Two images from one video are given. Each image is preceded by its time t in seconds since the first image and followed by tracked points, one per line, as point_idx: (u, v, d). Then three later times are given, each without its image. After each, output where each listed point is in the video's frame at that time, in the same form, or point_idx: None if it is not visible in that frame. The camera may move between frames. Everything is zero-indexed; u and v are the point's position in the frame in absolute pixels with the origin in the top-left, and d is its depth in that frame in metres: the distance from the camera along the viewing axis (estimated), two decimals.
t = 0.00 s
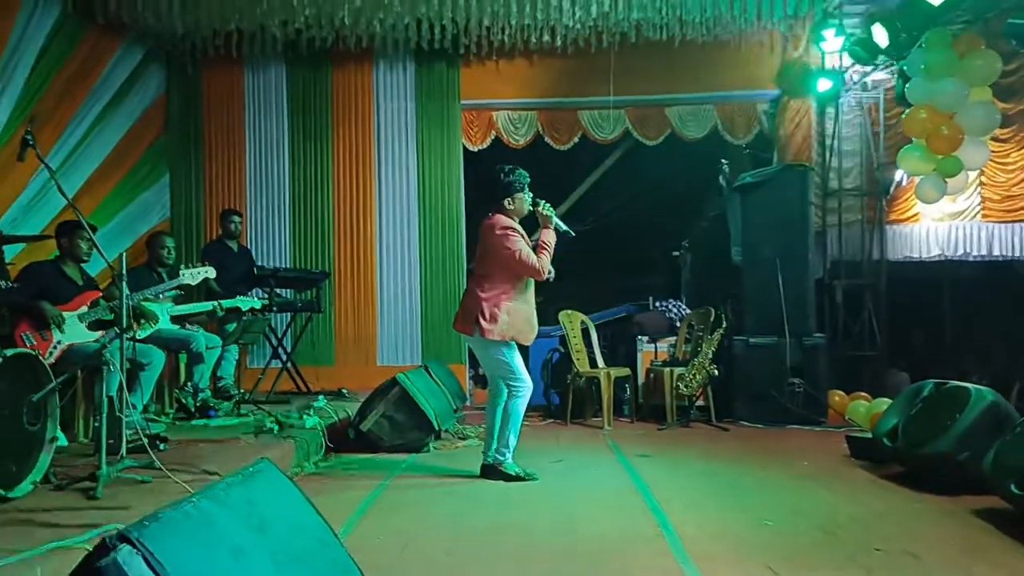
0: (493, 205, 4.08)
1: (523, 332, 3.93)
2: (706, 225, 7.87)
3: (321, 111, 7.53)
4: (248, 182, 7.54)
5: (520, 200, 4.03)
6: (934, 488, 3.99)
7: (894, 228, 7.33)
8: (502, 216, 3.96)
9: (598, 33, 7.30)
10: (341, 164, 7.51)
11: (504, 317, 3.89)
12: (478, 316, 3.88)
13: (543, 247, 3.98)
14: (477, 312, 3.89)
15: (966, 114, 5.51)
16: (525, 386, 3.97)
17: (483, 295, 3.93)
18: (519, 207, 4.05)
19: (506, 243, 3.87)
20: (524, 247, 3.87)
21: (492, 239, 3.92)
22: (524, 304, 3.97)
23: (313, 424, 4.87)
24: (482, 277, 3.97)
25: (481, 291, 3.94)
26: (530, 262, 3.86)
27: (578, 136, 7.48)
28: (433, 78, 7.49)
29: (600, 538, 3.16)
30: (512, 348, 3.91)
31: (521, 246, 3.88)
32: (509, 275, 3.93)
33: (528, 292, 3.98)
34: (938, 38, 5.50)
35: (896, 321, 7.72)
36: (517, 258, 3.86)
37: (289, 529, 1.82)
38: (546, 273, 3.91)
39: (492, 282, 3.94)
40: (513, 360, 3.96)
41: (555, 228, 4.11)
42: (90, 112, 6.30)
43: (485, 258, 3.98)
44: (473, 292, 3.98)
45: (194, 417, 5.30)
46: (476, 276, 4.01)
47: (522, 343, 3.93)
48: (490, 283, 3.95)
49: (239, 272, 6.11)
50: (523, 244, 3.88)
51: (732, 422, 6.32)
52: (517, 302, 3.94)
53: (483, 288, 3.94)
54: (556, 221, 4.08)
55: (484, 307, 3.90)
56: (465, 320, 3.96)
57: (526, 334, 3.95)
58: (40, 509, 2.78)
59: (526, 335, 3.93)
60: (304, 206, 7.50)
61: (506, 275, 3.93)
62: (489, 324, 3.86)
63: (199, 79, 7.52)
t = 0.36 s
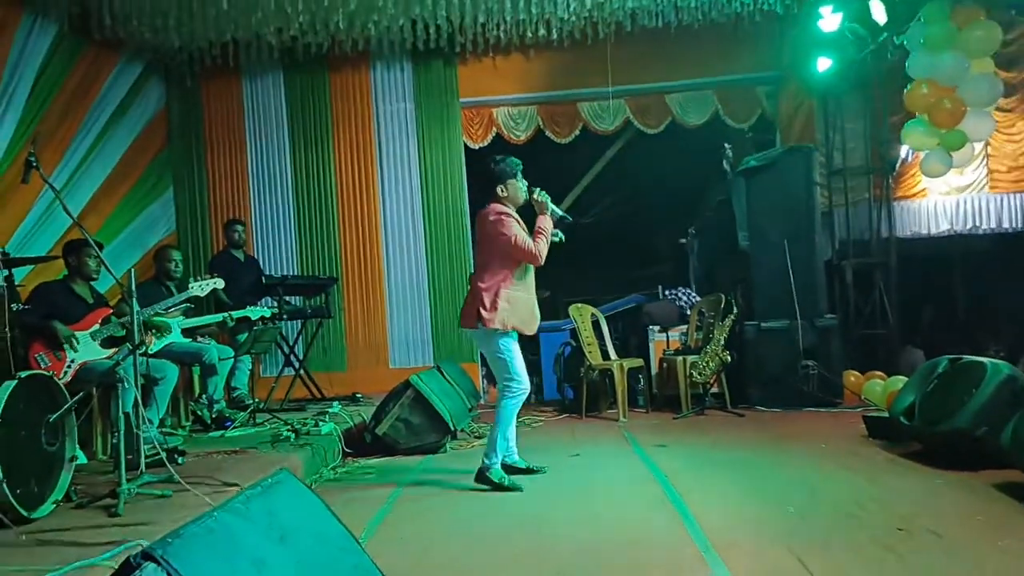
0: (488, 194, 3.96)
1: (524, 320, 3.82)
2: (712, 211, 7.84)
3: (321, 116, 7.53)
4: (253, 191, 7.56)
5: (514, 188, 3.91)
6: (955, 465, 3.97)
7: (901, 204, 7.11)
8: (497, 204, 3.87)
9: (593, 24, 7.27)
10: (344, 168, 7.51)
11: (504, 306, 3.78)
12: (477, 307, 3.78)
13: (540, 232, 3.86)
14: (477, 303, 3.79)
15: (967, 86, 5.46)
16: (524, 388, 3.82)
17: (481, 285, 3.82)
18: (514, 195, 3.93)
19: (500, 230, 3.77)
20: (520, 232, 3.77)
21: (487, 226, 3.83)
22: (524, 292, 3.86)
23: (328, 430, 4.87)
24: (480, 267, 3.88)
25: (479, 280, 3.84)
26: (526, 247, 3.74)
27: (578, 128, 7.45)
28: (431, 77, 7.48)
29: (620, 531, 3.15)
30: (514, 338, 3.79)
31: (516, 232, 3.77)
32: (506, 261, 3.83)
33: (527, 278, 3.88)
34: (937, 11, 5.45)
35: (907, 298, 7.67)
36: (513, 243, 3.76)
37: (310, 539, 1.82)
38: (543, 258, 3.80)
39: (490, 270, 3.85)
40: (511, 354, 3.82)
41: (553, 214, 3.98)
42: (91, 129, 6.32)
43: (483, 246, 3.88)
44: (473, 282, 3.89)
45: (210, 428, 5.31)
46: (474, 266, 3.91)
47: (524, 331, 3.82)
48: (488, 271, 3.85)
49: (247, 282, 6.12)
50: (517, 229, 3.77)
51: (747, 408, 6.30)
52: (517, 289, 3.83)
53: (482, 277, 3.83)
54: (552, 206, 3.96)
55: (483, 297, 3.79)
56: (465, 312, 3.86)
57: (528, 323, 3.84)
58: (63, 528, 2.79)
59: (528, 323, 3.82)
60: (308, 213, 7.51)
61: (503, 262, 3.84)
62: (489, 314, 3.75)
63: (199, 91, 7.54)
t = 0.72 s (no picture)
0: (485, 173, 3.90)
1: (508, 297, 3.70)
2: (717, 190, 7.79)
3: (323, 96, 7.49)
4: (256, 171, 7.54)
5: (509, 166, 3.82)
6: (960, 443, 3.97)
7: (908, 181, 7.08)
8: (489, 179, 3.78)
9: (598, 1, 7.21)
10: (347, 148, 7.48)
11: (486, 282, 3.69)
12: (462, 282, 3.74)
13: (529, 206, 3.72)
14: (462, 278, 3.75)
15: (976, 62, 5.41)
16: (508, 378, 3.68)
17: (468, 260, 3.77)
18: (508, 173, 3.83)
19: (485, 203, 3.68)
20: (505, 206, 3.65)
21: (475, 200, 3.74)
22: (511, 268, 3.73)
23: (334, 410, 4.89)
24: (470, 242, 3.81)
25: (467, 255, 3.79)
26: (506, 220, 3.62)
27: (583, 107, 7.38)
28: (433, 55, 7.43)
29: (624, 509, 3.16)
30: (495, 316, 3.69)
31: (501, 206, 3.66)
32: (492, 236, 3.73)
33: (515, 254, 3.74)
34: None
35: (913, 277, 7.64)
36: (494, 216, 3.65)
37: (321, 518, 1.83)
38: (527, 232, 3.65)
39: (479, 246, 3.77)
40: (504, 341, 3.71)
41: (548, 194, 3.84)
42: (92, 110, 6.30)
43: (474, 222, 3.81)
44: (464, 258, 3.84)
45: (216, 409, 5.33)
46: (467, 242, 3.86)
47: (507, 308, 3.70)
48: (477, 246, 3.77)
49: (252, 263, 6.12)
50: (503, 203, 3.66)
51: (751, 387, 6.31)
52: (502, 266, 3.72)
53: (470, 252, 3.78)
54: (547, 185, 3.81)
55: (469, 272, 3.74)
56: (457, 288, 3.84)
57: (513, 300, 3.71)
58: (74, 507, 2.81)
59: (511, 301, 3.69)
60: (311, 193, 7.49)
61: (491, 236, 3.74)
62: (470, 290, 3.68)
63: (200, 71, 7.50)
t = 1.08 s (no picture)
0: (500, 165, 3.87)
1: (498, 286, 3.66)
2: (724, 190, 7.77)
3: (331, 91, 7.50)
4: (263, 166, 7.55)
5: (517, 155, 3.77)
6: (964, 447, 3.96)
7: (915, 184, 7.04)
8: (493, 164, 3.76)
9: None
10: (354, 144, 7.49)
11: (478, 271, 3.68)
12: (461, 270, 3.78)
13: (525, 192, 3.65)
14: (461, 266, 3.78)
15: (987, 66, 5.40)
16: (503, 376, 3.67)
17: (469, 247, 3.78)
18: (516, 162, 3.77)
19: (480, 188, 3.67)
20: (497, 191, 3.62)
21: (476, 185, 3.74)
22: (505, 256, 3.68)
23: (338, 406, 4.91)
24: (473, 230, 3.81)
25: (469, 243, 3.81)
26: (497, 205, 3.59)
27: (590, 105, 7.36)
28: (441, 52, 7.43)
29: (627, 509, 3.16)
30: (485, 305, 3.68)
31: (495, 191, 3.63)
32: (488, 222, 3.70)
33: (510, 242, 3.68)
34: None
35: (919, 280, 7.62)
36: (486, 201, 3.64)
37: (323, 515, 1.84)
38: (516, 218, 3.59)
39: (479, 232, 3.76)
40: (505, 336, 3.70)
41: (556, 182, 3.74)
42: (101, 103, 6.31)
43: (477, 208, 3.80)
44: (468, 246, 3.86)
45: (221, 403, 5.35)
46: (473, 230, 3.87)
47: (497, 297, 3.67)
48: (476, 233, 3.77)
49: (258, 257, 6.13)
50: (498, 188, 3.63)
51: (755, 388, 6.31)
52: (496, 254, 3.68)
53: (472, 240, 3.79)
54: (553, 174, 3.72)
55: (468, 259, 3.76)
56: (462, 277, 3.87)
57: (504, 289, 3.67)
58: (78, 500, 2.82)
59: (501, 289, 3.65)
60: (318, 188, 7.50)
61: (489, 223, 3.72)
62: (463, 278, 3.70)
63: (209, 65, 7.52)
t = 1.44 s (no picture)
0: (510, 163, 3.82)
1: (524, 291, 3.60)
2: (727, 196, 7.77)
3: (335, 93, 7.50)
4: (266, 167, 7.56)
5: (532, 153, 3.72)
6: (965, 457, 3.95)
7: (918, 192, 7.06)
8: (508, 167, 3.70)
9: (612, 5, 7.22)
10: (357, 146, 7.50)
11: (502, 276, 3.61)
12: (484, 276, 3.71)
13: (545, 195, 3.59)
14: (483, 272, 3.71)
15: (991, 74, 5.37)
16: (518, 381, 3.66)
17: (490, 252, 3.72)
18: (531, 160, 3.72)
19: (498, 193, 3.61)
20: (517, 195, 3.56)
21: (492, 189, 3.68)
22: (529, 260, 3.62)
23: (339, 408, 4.91)
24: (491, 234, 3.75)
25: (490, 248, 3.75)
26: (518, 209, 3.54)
27: (594, 109, 7.37)
28: (446, 55, 7.43)
29: (627, 514, 3.15)
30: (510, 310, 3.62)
31: (514, 196, 3.57)
32: (508, 227, 3.65)
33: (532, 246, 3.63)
34: None
35: (921, 288, 7.60)
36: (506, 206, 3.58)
37: (323, 518, 1.83)
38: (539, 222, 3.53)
39: (499, 237, 3.70)
40: (525, 340, 3.65)
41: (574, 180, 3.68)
42: (105, 103, 6.32)
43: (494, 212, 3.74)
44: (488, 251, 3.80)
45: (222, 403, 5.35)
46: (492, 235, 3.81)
47: (522, 303, 3.61)
48: (497, 238, 3.71)
49: (261, 258, 6.14)
50: (517, 192, 3.57)
51: (757, 394, 6.29)
52: (519, 258, 3.62)
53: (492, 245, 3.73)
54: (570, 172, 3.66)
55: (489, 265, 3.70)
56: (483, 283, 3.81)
57: (530, 293, 3.60)
58: (78, 500, 2.82)
59: (527, 294, 3.59)
60: (321, 190, 7.51)
61: (509, 227, 3.66)
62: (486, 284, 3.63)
63: (214, 65, 7.53)
